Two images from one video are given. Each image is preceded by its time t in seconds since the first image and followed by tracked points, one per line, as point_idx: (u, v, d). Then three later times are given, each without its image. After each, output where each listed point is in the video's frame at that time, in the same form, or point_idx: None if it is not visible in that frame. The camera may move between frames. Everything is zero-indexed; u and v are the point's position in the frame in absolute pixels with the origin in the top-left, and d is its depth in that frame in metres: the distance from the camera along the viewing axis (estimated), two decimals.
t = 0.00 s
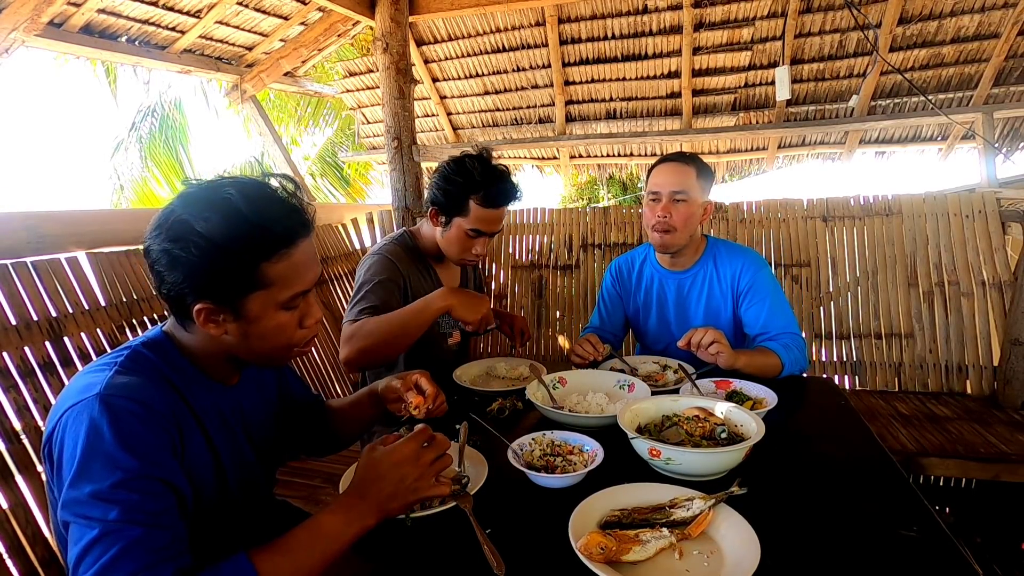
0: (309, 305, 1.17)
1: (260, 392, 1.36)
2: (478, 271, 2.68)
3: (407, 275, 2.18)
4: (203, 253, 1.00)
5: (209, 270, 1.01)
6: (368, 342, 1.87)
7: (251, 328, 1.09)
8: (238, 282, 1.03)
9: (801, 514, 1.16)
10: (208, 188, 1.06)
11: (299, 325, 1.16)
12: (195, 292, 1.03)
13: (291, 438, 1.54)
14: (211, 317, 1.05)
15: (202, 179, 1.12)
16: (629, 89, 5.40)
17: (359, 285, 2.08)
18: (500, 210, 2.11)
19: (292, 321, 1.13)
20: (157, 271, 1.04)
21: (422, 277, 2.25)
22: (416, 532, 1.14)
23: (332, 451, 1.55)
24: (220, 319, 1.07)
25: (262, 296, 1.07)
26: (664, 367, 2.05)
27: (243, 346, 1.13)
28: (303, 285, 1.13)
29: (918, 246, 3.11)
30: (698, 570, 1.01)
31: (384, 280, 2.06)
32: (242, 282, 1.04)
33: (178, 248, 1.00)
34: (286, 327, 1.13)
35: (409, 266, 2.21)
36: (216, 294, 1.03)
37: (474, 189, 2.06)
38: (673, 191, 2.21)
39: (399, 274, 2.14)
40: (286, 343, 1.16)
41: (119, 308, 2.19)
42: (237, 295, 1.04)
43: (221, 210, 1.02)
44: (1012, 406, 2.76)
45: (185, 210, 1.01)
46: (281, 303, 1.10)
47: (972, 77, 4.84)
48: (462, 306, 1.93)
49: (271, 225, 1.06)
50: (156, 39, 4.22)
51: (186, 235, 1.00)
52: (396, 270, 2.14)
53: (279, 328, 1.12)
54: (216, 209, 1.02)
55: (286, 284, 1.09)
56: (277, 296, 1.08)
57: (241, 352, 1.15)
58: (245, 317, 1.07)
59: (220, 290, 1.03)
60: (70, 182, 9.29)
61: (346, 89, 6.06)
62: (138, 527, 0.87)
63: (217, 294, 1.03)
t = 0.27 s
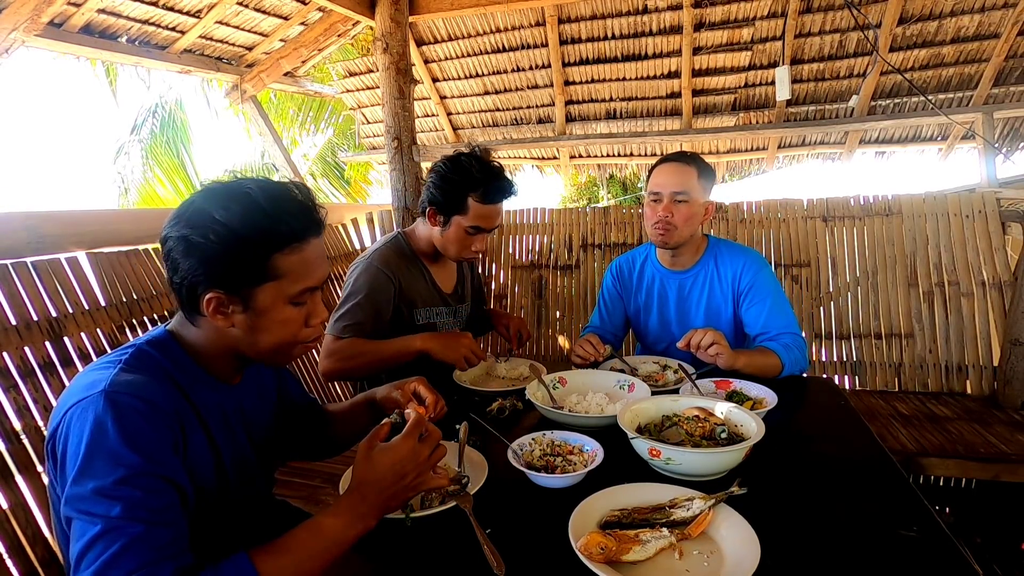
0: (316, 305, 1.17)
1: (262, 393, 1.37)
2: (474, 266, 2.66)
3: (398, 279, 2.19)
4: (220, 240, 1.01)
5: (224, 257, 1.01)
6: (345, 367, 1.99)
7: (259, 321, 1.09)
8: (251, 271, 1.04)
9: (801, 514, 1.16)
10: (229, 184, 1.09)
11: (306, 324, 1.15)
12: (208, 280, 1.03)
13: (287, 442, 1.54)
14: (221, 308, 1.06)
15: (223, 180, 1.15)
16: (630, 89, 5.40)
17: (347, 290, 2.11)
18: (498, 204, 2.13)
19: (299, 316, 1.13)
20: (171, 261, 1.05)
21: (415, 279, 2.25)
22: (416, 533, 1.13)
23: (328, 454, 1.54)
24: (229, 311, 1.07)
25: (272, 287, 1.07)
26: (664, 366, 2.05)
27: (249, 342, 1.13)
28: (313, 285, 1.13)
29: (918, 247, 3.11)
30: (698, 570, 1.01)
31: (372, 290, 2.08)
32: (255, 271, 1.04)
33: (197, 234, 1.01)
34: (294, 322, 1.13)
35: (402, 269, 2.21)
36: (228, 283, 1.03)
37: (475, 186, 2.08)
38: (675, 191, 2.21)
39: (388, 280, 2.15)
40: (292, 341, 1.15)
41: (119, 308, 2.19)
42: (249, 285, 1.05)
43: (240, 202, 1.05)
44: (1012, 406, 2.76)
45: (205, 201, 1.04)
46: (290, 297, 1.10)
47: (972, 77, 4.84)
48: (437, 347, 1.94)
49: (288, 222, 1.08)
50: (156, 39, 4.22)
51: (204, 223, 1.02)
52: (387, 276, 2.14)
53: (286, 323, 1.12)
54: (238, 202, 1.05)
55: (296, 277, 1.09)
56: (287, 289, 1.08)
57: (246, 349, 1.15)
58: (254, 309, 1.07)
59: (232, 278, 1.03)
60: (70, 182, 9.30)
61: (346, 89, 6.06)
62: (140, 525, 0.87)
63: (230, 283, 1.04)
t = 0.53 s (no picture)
0: (323, 305, 1.17)
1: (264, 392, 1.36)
2: (465, 261, 2.67)
3: (387, 278, 2.19)
4: (238, 232, 1.02)
5: (240, 249, 1.02)
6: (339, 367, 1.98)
7: (269, 317, 1.09)
8: (266, 265, 1.04)
9: (801, 515, 1.16)
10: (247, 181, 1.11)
11: (313, 323, 1.15)
12: (220, 273, 1.02)
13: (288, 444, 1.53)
14: (232, 303, 1.05)
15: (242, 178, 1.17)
16: (630, 89, 5.40)
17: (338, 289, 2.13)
18: (482, 195, 2.15)
19: (307, 313, 1.13)
20: (185, 255, 1.05)
21: (406, 277, 2.25)
22: (416, 533, 1.13)
23: (328, 455, 1.54)
24: (240, 305, 1.07)
25: (284, 283, 1.07)
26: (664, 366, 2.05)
27: (257, 340, 1.12)
28: (323, 284, 1.13)
29: (918, 247, 3.11)
30: (698, 570, 1.01)
31: (360, 288, 2.09)
32: (269, 265, 1.05)
33: (216, 226, 1.02)
34: (302, 320, 1.12)
35: (391, 267, 2.21)
36: (242, 276, 1.03)
37: (458, 180, 2.11)
38: (676, 192, 2.21)
39: (375, 280, 2.14)
40: (298, 339, 1.15)
41: (119, 308, 2.19)
42: (262, 279, 1.05)
43: (259, 198, 1.07)
44: (1012, 406, 2.76)
45: (224, 195, 1.05)
46: (301, 294, 1.10)
47: (972, 77, 4.84)
48: (432, 342, 1.98)
49: (306, 220, 1.09)
50: (156, 39, 4.22)
51: (223, 216, 1.03)
52: (375, 274, 2.15)
53: (295, 320, 1.11)
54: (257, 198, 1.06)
55: (309, 274, 1.09)
56: (298, 285, 1.09)
57: (254, 347, 1.14)
58: (265, 304, 1.07)
59: (247, 271, 1.03)
60: (70, 182, 9.30)
61: (346, 89, 6.06)
62: (142, 522, 0.87)
63: (244, 277, 1.04)
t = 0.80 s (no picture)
0: (329, 303, 1.16)
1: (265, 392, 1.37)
2: (457, 257, 2.68)
3: (382, 276, 2.19)
4: (252, 227, 1.04)
5: (253, 243, 1.03)
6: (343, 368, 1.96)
7: (277, 312, 1.09)
8: (276, 259, 1.05)
9: (802, 514, 1.16)
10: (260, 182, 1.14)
11: (319, 321, 1.15)
12: (232, 267, 1.03)
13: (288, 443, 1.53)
14: (242, 298, 1.06)
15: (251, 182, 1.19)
16: (630, 90, 5.40)
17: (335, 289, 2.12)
18: (467, 189, 2.14)
19: (314, 310, 1.12)
20: (196, 251, 1.06)
21: (400, 275, 2.26)
22: (416, 533, 1.13)
23: (329, 455, 1.53)
24: (250, 300, 1.07)
25: (294, 277, 1.07)
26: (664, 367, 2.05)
27: (263, 336, 1.12)
28: (328, 281, 1.13)
29: (918, 247, 3.11)
30: (698, 570, 1.01)
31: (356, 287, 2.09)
32: (280, 260, 1.05)
33: (231, 220, 1.04)
34: (311, 316, 1.12)
35: (385, 265, 2.22)
36: (253, 269, 1.04)
37: (440, 175, 2.10)
38: (676, 193, 2.20)
39: (369, 279, 2.13)
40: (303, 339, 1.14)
41: (119, 308, 2.19)
42: (272, 273, 1.05)
43: (272, 196, 1.09)
44: (1012, 406, 2.76)
45: (239, 193, 1.07)
46: (309, 289, 1.10)
47: (972, 77, 4.84)
48: (437, 342, 1.99)
49: (315, 219, 1.11)
50: (156, 39, 4.22)
51: (238, 212, 1.05)
52: (370, 272, 2.15)
53: (302, 317, 1.11)
54: (270, 196, 1.08)
55: (318, 268, 1.10)
56: (307, 280, 1.09)
57: (259, 345, 1.14)
58: (275, 298, 1.07)
59: (259, 265, 1.04)
60: (71, 182, 9.31)
61: (346, 89, 6.06)
62: (149, 511, 0.86)
63: (254, 270, 1.04)
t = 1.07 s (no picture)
0: (343, 314, 1.16)
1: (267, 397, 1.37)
2: (453, 254, 2.69)
3: (376, 275, 2.20)
4: (275, 229, 1.06)
5: (274, 243, 1.05)
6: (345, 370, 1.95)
7: (292, 317, 1.08)
8: (295, 261, 1.06)
9: (802, 514, 1.16)
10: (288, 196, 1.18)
11: (332, 332, 1.14)
12: (252, 267, 1.05)
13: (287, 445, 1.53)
14: (258, 299, 1.06)
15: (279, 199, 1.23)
16: (630, 90, 5.40)
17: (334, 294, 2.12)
18: (453, 184, 2.14)
19: (329, 319, 1.12)
20: (220, 253, 1.09)
21: (393, 274, 2.26)
22: (416, 533, 1.13)
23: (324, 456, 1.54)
24: (268, 302, 1.07)
25: (310, 281, 1.08)
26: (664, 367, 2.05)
27: (276, 344, 1.11)
28: (347, 290, 1.13)
29: (918, 247, 3.11)
30: (698, 569, 1.01)
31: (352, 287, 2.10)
32: (298, 262, 1.06)
33: (258, 223, 1.07)
34: (325, 325, 1.11)
35: (379, 264, 2.23)
36: (272, 269, 1.05)
37: (425, 171, 2.11)
38: (677, 194, 2.20)
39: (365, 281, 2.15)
40: (315, 348, 1.13)
41: (119, 308, 2.19)
42: (290, 275, 1.06)
43: (297, 205, 1.12)
44: (1012, 406, 2.76)
45: (266, 201, 1.11)
46: (325, 296, 1.10)
47: (972, 77, 4.83)
48: (438, 354, 2.00)
49: (337, 227, 1.13)
50: (156, 39, 4.22)
51: (263, 217, 1.08)
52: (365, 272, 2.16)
53: (316, 325, 1.10)
54: (297, 205, 1.12)
55: (336, 276, 1.10)
56: (324, 286, 1.09)
57: (271, 354, 1.13)
58: (290, 302, 1.07)
59: (278, 265, 1.05)
60: (71, 183, 9.31)
61: (346, 89, 6.06)
62: (156, 510, 0.87)
63: (273, 270, 1.05)
